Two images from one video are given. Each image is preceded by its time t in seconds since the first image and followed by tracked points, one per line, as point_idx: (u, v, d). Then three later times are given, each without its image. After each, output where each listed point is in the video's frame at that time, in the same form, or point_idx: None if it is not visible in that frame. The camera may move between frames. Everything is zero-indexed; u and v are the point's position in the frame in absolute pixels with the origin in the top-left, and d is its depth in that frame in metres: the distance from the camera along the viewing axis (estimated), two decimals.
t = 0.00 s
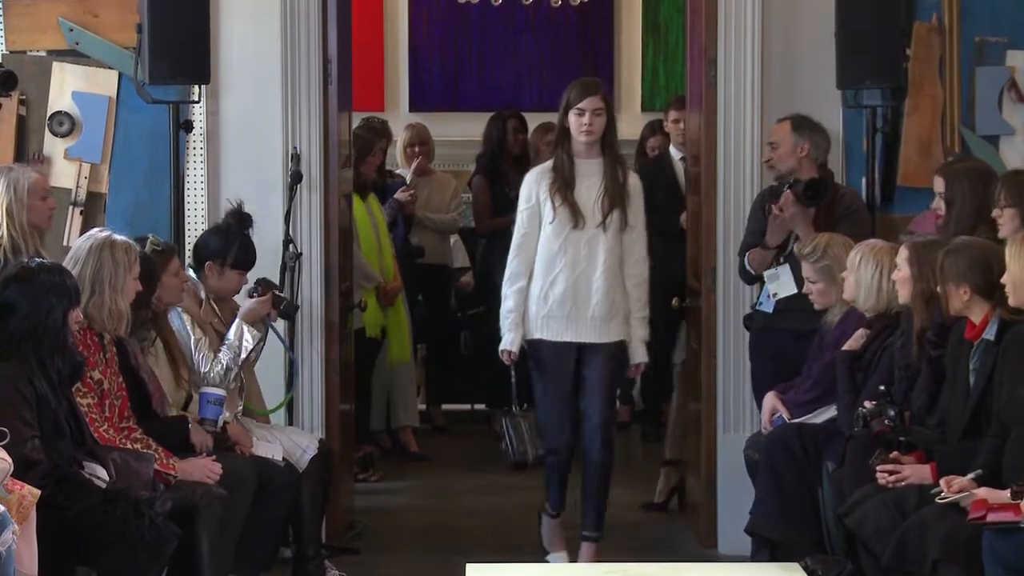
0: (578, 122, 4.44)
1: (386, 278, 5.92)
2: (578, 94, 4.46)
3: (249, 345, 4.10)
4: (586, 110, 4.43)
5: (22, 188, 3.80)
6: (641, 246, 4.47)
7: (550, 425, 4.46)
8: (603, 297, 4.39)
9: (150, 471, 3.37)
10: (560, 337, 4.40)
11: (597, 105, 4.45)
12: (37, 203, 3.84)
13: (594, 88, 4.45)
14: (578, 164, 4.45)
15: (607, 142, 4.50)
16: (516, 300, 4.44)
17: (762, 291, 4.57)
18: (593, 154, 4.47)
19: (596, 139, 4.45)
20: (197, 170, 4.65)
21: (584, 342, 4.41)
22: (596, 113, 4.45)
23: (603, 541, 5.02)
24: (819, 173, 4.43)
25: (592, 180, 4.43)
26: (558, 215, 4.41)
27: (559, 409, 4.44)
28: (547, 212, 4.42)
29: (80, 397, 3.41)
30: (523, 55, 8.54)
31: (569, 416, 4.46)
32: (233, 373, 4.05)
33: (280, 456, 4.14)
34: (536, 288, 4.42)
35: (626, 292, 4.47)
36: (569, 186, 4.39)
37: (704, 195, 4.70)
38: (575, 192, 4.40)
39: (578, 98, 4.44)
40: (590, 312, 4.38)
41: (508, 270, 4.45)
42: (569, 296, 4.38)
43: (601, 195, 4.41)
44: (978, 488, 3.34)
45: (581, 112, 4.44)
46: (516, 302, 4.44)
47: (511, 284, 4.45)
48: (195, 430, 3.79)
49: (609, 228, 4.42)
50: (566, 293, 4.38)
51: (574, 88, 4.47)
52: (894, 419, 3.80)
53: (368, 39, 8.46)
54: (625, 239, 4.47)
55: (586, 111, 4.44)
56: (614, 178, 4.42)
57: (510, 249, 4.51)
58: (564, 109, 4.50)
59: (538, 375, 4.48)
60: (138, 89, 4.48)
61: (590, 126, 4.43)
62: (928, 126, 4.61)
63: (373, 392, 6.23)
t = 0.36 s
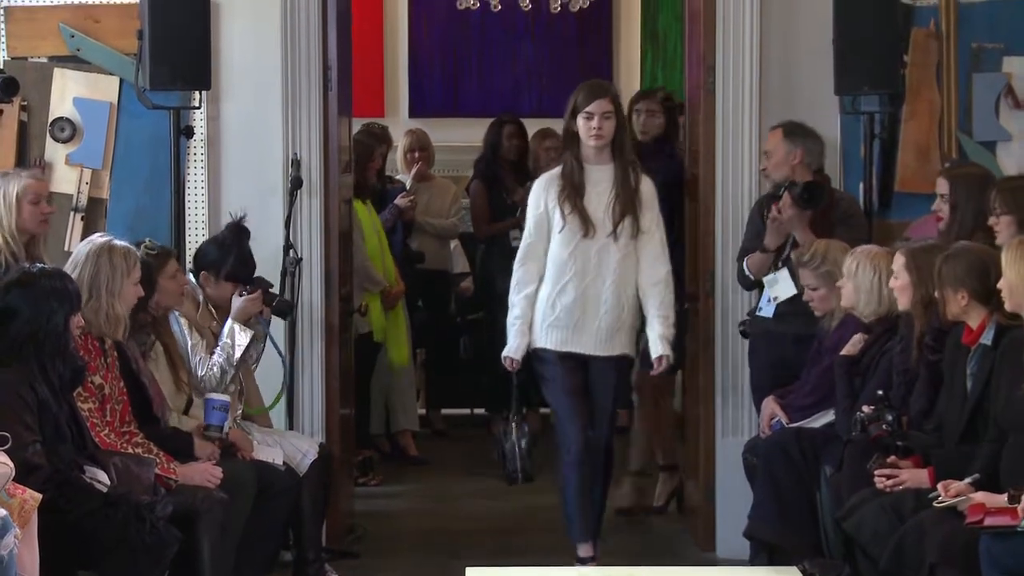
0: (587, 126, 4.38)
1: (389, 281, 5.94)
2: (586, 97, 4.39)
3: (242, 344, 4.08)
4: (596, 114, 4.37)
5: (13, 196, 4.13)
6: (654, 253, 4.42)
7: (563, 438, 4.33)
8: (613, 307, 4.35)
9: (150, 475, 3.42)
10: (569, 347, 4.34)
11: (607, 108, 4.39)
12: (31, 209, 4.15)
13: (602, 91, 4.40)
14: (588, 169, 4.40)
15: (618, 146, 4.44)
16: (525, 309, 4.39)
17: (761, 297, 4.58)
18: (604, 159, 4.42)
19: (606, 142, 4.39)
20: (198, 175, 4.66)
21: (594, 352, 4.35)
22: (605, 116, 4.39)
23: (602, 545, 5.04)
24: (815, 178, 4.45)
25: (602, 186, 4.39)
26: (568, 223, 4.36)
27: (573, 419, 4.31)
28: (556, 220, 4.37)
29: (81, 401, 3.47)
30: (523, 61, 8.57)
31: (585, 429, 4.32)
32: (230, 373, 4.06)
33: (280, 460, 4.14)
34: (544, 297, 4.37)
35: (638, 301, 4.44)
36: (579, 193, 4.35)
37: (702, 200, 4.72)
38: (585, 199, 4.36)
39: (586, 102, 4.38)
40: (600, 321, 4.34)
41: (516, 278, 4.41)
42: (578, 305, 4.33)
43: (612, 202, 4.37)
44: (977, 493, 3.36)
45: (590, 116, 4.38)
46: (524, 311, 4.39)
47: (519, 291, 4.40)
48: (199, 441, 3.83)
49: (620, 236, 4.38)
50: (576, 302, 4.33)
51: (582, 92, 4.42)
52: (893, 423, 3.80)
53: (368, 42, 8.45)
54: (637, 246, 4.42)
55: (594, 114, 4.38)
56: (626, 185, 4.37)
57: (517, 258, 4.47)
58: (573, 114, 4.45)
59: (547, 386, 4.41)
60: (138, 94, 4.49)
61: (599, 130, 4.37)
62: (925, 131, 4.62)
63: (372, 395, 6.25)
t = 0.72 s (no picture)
0: (596, 122, 4.48)
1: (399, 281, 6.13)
2: (595, 93, 4.49)
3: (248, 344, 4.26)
4: (604, 110, 4.47)
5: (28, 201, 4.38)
6: (661, 250, 4.54)
7: (575, 436, 4.43)
8: (625, 300, 4.43)
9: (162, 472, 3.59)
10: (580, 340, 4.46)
11: (615, 104, 4.49)
12: (48, 214, 4.41)
13: (611, 87, 4.49)
14: (596, 166, 4.51)
15: (625, 143, 4.54)
16: (537, 302, 4.50)
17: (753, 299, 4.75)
18: (611, 155, 4.53)
19: (615, 138, 4.50)
20: (209, 182, 4.83)
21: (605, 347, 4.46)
22: (614, 112, 4.48)
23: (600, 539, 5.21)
24: (802, 184, 4.61)
25: (610, 183, 4.50)
26: (577, 219, 4.47)
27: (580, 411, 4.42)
28: (564, 216, 4.49)
29: (97, 401, 3.62)
30: (522, 71, 8.73)
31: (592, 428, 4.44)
32: (238, 372, 4.27)
33: (288, 456, 4.34)
34: (556, 291, 4.50)
35: (647, 296, 4.55)
36: (587, 190, 4.46)
37: (695, 207, 4.89)
38: (592, 196, 4.47)
39: (595, 99, 4.48)
40: (611, 314, 4.42)
41: (525, 274, 4.53)
42: (589, 300, 4.45)
43: (620, 199, 4.47)
44: (957, 488, 3.54)
45: (599, 112, 4.48)
46: (535, 304, 4.50)
47: (530, 285, 4.52)
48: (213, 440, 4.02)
49: (628, 232, 4.48)
50: (586, 297, 4.45)
51: (591, 89, 4.51)
52: (878, 422, 4.00)
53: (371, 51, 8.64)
54: (644, 243, 4.53)
55: (603, 110, 4.48)
56: (633, 181, 4.48)
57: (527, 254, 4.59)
58: (583, 111, 4.55)
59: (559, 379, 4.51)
60: (151, 103, 4.65)
61: (608, 126, 4.47)
62: (911, 139, 4.77)
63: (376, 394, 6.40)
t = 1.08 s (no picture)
0: (605, 131, 4.22)
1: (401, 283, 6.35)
2: (604, 103, 4.25)
3: (252, 341, 4.45)
4: (613, 119, 4.22)
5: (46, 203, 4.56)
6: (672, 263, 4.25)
7: (584, 441, 4.22)
8: (632, 314, 4.18)
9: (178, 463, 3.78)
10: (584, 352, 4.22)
11: (625, 114, 4.24)
12: (64, 217, 4.58)
13: (620, 97, 4.26)
14: (605, 177, 4.25)
15: (635, 153, 4.28)
16: (541, 310, 4.22)
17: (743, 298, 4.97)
18: (621, 166, 4.27)
19: (624, 149, 4.24)
20: (220, 186, 5.00)
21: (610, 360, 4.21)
22: (624, 121, 4.24)
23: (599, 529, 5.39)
24: (790, 187, 4.77)
25: (619, 193, 4.23)
26: (584, 230, 4.22)
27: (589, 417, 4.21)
28: (572, 228, 4.23)
29: (111, 396, 3.83)
30: (520, 83, 8.90)
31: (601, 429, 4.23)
32: (247, 366, 4.45)
33: (296, 450, 4.54)
34: (562, 303, 4.24)
35: (655, 311, 4.27)
36: (595, 200, 4.20)
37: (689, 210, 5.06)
38: (601, 206, 4.21)
39: (604, 107, 4.24)
40: (618, 328, 4.18)
41: (531, 282, 4.27)
42: (595, 312, 4.20)
43: (628, 209, 4.21)
44: (942, 481, 3.71)
45: (610, 121, 4.23)
46: (539, 316, 4.23)
47: (534, 293, 4.24)
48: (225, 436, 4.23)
49: (636, 244, 4.21)
50: (593, 310, 4.20)
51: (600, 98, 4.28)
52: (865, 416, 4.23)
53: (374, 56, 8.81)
54: (653, 256, 4.25)
55: (613, 120, 4.23)
56: (643, 191, 4.21)
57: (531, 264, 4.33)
58: (591, 121, 4.30)
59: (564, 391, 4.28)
60: (165, 110, 4.87)
61: (618, 136, 4.22)
62: (898, 145, 4.93)
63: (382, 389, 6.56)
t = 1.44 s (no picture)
0: (608, 97, 4.26)
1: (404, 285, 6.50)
2: (608, 67, 4.28)
3: (256, 340, 4.61)
4: (617, 84, 4.25)
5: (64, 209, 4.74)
6: (676, 221, 4.33)
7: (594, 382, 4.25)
8: (635, 275, 4.30)
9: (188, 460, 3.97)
10: (588, 308, 4.33)
11: (629, 79, 4.26)
12: (81, 221, 4.77)
13: (624, 61, 4.27)
14: (610, 142, 4.31)
15: (640, 116, 4.33)
16: (546, 273, 4.35)
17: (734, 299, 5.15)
18: (626, 129, 4.32)
19: (628, 114, 4.28)
20: (230, 192, 5.18)
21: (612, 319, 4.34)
22: (628, 87, 4.26)
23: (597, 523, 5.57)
24: (782, 192, 4.95)
25: (624, 156, 4.30)
26: (589, 193, 4.30)
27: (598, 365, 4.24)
28: (578, 191, 4.32)
29: (125, 395, 4.02)
30: (519, 90, 9.07)
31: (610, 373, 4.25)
32: (256, 364, 4.61)
33: (302, 445, 4.74)
34: (567, 264, 4.35)
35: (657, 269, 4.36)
36: (601, 164, 4.27)
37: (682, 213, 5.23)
38: (606, 169, 4.28)
39: (608, 73, 4.26)
40: (620, 287, 4.30)
41: (536, 245, 4.38)
42: (599, 271, 4.30)
43: (633, 171, 4.28)
44: (927, 476, 3.89)
45: (612, 87, 4.26)
46: (544, 277, 4.35)
47: (540, 256, 4.37)
48: (234, 433, 4.41)
49: (641, 206, 4.29)
50: (597, 270, 4.30)
51: (605, 63, 4.30)
52: (852, 413, 4.40)
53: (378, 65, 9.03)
54: (657, 216, 4.34)
55: (616, 85, 4.26)
56: (648, 153, 4.27)
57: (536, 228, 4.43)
58: (596, 86, 4.33)
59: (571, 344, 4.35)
60: (177, 118, 5.05)
61: (621, 102, 4.25)
62: (884, 151, 5.12)
63: (387, 387, 6.74)
